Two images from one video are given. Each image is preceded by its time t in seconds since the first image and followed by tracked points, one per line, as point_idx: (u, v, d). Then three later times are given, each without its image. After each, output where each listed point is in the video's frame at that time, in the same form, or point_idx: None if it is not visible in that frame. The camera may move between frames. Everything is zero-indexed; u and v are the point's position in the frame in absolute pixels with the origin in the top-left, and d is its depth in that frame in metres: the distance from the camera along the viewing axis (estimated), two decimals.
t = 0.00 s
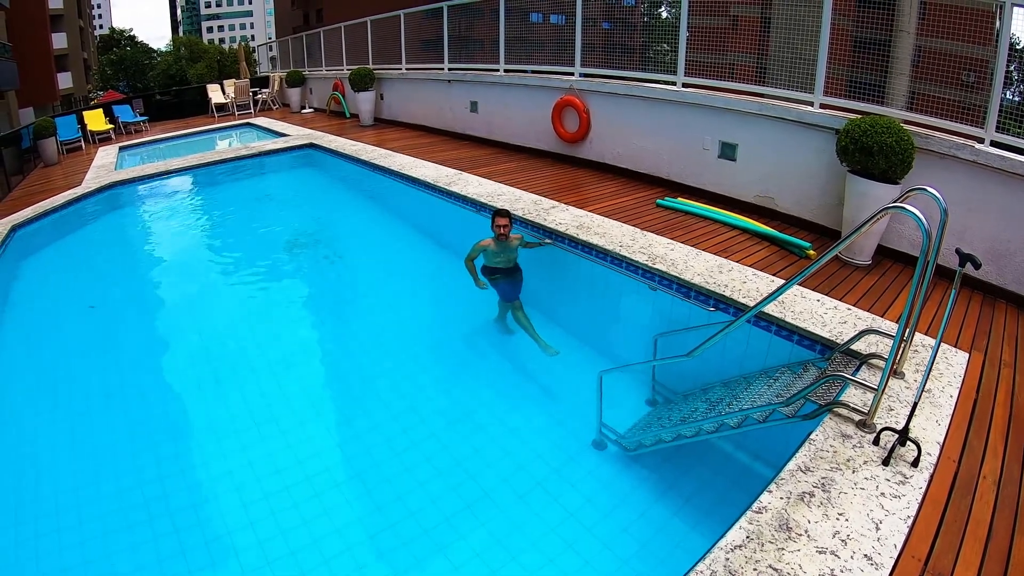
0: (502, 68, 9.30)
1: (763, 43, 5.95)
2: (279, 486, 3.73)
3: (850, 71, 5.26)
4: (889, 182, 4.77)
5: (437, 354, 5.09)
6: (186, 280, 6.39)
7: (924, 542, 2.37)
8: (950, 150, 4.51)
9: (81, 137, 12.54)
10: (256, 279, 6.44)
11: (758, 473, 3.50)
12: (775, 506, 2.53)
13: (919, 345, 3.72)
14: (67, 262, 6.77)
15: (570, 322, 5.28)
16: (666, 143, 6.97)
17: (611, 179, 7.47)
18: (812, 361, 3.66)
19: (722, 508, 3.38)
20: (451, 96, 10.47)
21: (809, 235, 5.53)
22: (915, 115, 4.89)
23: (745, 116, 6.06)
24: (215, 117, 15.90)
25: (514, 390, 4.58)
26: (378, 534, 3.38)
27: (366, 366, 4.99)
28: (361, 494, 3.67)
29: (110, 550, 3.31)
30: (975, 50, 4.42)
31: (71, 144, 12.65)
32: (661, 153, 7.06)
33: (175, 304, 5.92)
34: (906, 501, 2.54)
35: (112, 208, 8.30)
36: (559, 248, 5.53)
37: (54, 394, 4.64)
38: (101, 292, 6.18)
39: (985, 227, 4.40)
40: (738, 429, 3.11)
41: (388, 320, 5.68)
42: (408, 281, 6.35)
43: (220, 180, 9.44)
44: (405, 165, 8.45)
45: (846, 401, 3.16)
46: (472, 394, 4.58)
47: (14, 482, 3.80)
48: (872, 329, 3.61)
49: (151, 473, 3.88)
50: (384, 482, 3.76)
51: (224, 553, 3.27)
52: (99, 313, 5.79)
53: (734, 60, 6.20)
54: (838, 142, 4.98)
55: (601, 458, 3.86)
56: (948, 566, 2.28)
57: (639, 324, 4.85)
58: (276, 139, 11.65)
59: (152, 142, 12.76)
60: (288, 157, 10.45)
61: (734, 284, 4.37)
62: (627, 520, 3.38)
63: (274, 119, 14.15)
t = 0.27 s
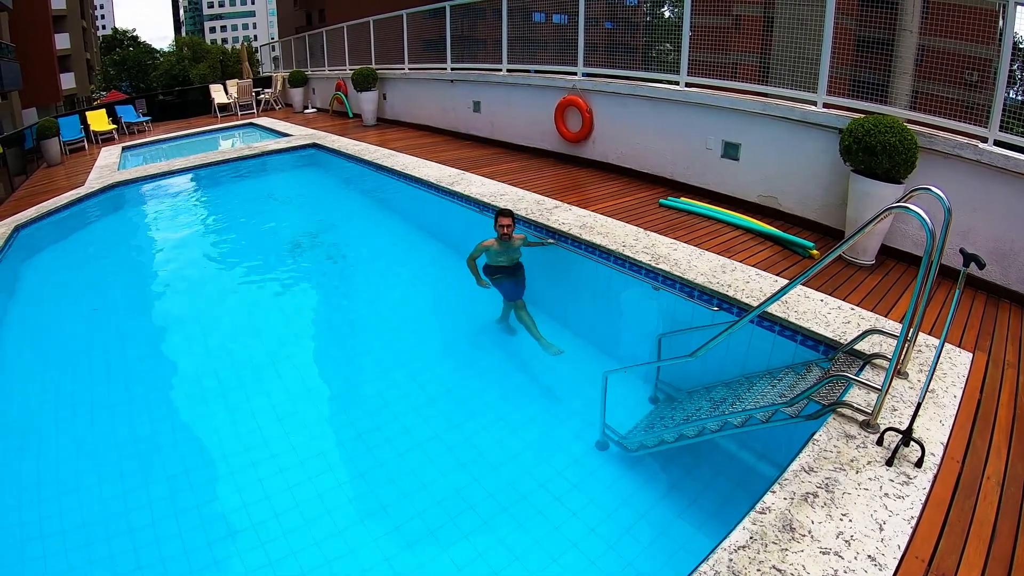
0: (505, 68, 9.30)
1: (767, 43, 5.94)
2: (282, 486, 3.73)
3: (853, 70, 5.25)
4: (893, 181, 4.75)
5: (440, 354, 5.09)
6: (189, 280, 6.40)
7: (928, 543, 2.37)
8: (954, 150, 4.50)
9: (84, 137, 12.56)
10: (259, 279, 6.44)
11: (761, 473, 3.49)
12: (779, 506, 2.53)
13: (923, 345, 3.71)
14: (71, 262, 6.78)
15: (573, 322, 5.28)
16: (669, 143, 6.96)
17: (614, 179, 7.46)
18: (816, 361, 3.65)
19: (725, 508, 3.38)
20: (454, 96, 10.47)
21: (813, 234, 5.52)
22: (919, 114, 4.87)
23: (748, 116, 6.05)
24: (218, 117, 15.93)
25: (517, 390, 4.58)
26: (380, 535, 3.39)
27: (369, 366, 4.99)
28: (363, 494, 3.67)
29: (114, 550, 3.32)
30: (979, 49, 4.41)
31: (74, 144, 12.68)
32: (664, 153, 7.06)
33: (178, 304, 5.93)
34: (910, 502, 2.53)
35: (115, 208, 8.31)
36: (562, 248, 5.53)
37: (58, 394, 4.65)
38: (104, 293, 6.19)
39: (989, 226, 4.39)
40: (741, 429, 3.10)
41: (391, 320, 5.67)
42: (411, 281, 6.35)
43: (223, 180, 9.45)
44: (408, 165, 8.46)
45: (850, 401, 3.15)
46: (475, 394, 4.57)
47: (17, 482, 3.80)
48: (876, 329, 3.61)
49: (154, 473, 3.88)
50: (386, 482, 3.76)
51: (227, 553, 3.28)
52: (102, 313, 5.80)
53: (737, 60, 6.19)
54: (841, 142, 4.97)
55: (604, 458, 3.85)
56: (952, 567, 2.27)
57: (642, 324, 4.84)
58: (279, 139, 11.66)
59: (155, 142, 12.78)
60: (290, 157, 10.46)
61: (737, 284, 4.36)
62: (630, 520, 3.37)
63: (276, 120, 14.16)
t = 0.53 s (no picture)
0: (506, 67, 9.29)
1: (768, 42, 5.93)
2: (283, 487, 3.73)
3: (854, 69, 5.24)
4: (895, 181, 4.74)
5: (442, 355, 5.08)
6: (190, 281, 6.39)
7: (930, 543, 2.36)
8: (955, 148, 4.49)
9: (85, 137, 12.58)
10: (261, 280, 6.44)
11: (763, 473, 3.48)
12: (781, 506, 2.52)
13: (925, 344, 3.70)
14: (72, 263, 6.78)
15: (574, 323, 5.27)
16: (670, 142, 6.95)
17: (615, 178, 7.45)
18: (818, 361, 3.65)
19: (727, 509, 3.37)
20: (455, 95, 10.47)
21: (814, 234, 5.51)
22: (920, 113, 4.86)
23: (749, 115, 6.04)
24: (219, 118, 15.93)
25: (518, 391, 4.58)
26: (382, 535, 3.38)
27: (370, 367, 4.98)
28: (364, 495, 3.67)
29: (115, 551, 3.32)
30: (980, 47, 4.40)
31: (75, 145, 12.68)
32: (665, 152, 7.05)
33: (179, 305, 5.93)
34: (913, 502, 2.53)
35: (116, 209, 8.32)
36: (563, 247, 5.52)
37: (59, 395, 4.65)
38: (106, 293, 6.19)
39: (991, 225, 4.37)
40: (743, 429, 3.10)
41: (392, 320, 5.67)
42: (412, 281, 6.35)
43: (224, 180, 9.45)
44: (408, 165, 8.45)
45: (852, 401, 3.14)
46: (477, 394, 4.57)
47: (19, 484, 3.80)
48: (878, 328, 3.60)
49: (155, 473, 3.88)
50: (388, 483, 3.76)
51: (228, 554, 3.28)
52: (104, 314, 5.80)
53: (738, 59, 6.18)
54: (843, 141, 4.96)
55: (605, 459, 3.85)
56: (955, 567, 2.27)
57: (644, 324, 4.84)
58: (280, 139, 11.66)
59: (156, 142, 12.77)
60: (291, 157, 10.46)
61: (739, 284, 4.35)
62: (632, 520, 3.37)
63: (278, 120, 14.17)
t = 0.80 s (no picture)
0: (507, 68, 9.29)
1: (768, 42, 5.93)
2: (284, 488, 3.73)
3: (855, 69, 5.23)
4: (895, 181, 4.74)
5: (443, 355, 5.08)
6: (190, 282, 6.39)
7: (932, 543, 2.35)
8: (956, 148, 4.48)
9: (86, 139, 12.59)
10: (261, 281, 6.44)
11: (765, 474, 3.48)
12: (782, 507, 2.52)
13: (927, 345, 3.70)
14: (72, 265, 6.78)
15: (575, 323, 5.27)
16: (671, 142, 6.95)
17: (616, 179, 7.45)
18: (819, 362, 3.64)
19: (728, 509, 3.37)
20: (455, 96, 10.47)
21: (815, 234, 5.51)
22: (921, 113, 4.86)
23: (750, 115, 6.04)
24: (219, 118, 15.93)
25: (519, 391, 4.57)
26: (382, 536, 3.38)
27: (371, 368, 4.98)
28: (365, 496, 3.67)
29: (116, 553, 3.31)
30: (980, 47, 4.40)
31: (75, 146, 12.68)
32: (665, 153, 7.05)
33: (179, 306, 5.92)
34: (914, 502, 2.52)
35: (117, 210, 8.32)
36: (564, 248, 5.52)
37: (60, 397, 4.64)
38: (106, 295, 6.19)
39: (992, 225, 4.37)
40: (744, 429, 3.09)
41: (393, 321, 5.67)
42: (412, 282, 6.34)
43: (224, 182, 9.46)
44: (409, 165, 8.45)
45: (853, 401, 3.14)
46: (478, 395, 4.57)
47: (20, 485, 3.80)
48: (879, 329, 3.59)
49: (156, 475, 3.88)
50: (389, 484, 3.76)
51: (229, 555, 3.27)
52: (104, 315, 5.80)
53: (738, 59, 6.18)
54: (843, 141, 4.96)
55: (606, 459, 3.84)
56: (956, 568, 2.26)
57: (645, 324, 4.83)
58: (280, 140, 11.66)
59: (156, 144, 12.78)
60: (291, 158, 10.46)
61: (740, 284, 4.35)
62: (633, 521, 3.36)
63: (278, 121, 14.17)
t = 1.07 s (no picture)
0: (507, 68, 9.29)
1: (768, 42, 5.93)
2: (284, 488, 3.73)
3: (855, 69, 5.23)
4: (895, 180, 4.74)
5: (443, 356, 5.08)
6: (190, 283, 6.39)
7: (933, 543, 2.35)
8: (956, 148, 4.48)
9: (85, 139, 12.59)
10: (261, 281, 6.44)
11: (765, 474, 3.48)
12: (782, 507, 2.52)
13: (927, 344, 3.70)
14: (72, 266, 6.78)
15: (575, 324, 5.27)
16: (671, 142, 6.95)
17: (616, 179, 7.45)
18: (820, 362, 3.64)
19: (728, 509, 3.36)
20: (455, 96, 10.47)
21: (815, 234, 5.51)
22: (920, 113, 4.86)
23: (749, 115, 6.03)
24: (219, 118, 15.93)
25: (520, 392, 4.57)
26: (383, 537, 3.38)
27: (371, 368, 4.98)
28: (365, 496, 3.67)
29: (115, 554, 3.31)
30: (980, 47, 4.40)
31: (75, 147, 12.68)
32: (665, 153, 7.04)
33: (179, 307, 5.92)
34: (915, 502, 2.52)
35: (116, 211, 8.31)
36: (564, 248, 5.52)
37: (59, 398, 4.64)
38: (106, 295, 6.18)
39: (992, 225, 4.37)
40: (744, 429, 3.09)
41: (393, 321, 5.67)
42: (413, 283, 6.34)
43: (224, 182, 9.45)
44: (409, 166, 8.45)
45: (853, 401, 3.13)
46: (478, 395, 4.56)
47: (20, 486, 3.80)
48: (879, 329, 3.59)
49: (156, 476, 3.87)
50: (389, 484, 3.76)
51: (229, 555, 3.27)
52: (104, 316, 5.79)
53: (738, 59, 6.18)
54: (843, 141, 4.95)
55: (606, 460, 3.84)
56: (956, 568, 2.26)
57: (645, 324, 4.83)
58: (280, 140, 11.66)
59: (156, 144, 12.78)
60: (291, 159, 10.46)
61: (740, 284, 4.35)
62: (633, 522, 3.36)
63: (278, 121, 14.16)
